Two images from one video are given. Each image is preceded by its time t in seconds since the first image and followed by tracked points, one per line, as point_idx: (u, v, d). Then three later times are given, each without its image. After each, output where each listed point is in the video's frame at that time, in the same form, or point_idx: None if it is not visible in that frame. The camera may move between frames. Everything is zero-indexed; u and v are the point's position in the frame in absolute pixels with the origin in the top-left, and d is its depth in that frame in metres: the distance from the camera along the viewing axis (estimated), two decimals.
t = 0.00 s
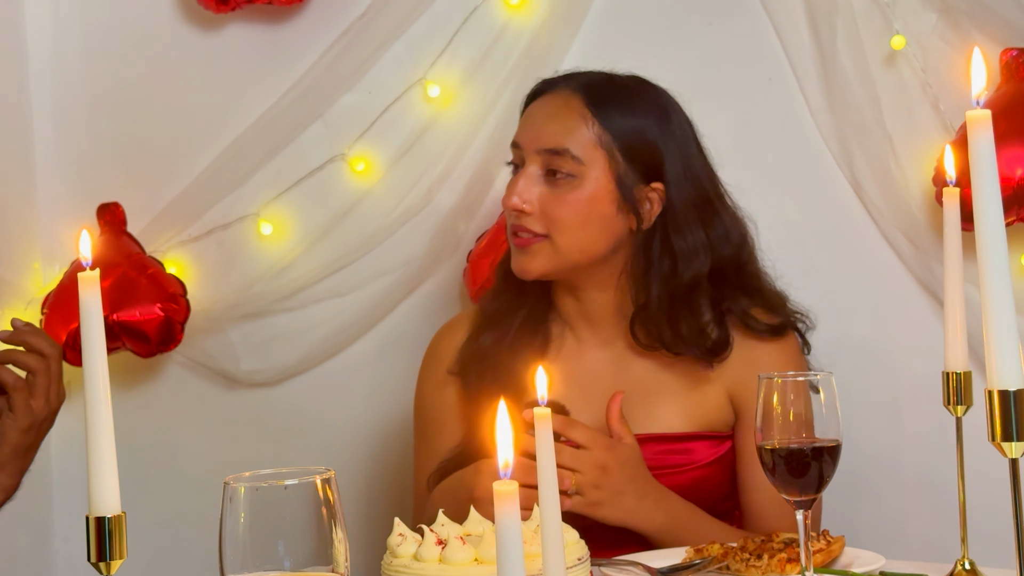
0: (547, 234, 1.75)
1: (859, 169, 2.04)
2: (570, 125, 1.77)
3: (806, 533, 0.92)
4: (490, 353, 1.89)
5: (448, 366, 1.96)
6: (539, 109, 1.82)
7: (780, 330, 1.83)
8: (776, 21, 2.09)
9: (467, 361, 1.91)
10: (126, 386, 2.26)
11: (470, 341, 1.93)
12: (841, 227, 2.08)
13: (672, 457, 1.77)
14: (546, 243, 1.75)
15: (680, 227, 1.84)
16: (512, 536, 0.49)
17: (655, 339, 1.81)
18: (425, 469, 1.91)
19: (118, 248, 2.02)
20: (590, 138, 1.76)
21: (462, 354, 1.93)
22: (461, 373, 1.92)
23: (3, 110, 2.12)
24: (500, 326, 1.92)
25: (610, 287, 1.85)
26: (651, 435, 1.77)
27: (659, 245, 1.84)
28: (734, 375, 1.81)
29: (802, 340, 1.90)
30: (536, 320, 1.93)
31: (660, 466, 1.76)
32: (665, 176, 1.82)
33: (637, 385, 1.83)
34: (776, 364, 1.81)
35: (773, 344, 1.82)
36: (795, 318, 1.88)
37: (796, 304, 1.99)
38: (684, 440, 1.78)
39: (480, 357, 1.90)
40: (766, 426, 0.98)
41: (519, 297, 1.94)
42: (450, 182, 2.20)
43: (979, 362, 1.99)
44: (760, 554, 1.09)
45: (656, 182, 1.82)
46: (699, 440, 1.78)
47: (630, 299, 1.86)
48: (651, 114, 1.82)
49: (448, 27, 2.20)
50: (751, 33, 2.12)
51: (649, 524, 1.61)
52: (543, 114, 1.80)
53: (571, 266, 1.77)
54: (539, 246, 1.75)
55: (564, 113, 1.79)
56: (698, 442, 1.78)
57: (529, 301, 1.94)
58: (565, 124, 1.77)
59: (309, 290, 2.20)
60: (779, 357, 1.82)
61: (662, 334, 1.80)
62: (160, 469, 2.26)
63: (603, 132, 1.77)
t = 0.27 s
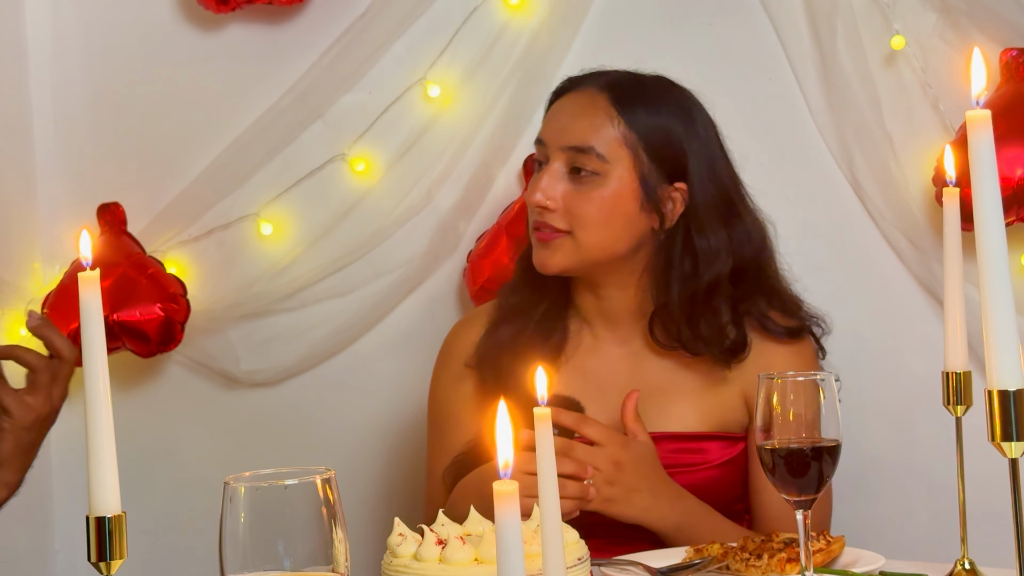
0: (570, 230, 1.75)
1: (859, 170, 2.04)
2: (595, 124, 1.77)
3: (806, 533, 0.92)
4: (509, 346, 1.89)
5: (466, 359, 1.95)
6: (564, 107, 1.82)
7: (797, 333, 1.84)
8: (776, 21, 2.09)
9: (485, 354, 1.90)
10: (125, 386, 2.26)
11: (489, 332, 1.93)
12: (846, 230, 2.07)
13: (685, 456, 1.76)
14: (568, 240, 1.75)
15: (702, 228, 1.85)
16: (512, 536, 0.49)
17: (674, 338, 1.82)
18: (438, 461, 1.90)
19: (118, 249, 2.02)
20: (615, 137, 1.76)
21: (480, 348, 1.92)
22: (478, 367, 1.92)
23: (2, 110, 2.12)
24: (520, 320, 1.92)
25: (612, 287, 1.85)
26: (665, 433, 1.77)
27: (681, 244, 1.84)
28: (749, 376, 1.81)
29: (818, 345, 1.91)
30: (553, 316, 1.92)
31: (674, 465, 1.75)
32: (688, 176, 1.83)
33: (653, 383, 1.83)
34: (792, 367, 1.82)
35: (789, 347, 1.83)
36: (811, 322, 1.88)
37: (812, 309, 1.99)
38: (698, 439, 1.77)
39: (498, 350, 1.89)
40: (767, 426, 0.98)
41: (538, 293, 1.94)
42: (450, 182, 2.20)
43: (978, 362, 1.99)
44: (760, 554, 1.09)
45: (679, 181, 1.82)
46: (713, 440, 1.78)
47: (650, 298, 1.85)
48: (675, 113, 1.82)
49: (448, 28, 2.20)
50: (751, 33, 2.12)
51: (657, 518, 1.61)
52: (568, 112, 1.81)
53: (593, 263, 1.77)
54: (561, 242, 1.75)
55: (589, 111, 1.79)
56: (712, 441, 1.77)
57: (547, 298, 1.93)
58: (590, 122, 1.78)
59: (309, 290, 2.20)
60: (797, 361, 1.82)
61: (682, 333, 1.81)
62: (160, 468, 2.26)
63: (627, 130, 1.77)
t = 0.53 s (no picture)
0: (589, 228, 1.75)
1: (859, 170, 2.03)
2: (617, 123, 1.77)
3: (805, 533, 0.92)
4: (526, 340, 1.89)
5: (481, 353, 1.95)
6: (586, 105, 1.82)
7: (811, 337, 1.83)
8: (776, 20, 2.09)
9: (501, 347, 1.90)
10: (125, 386, 2.25)
11: (507, 325, 1.93)
12: (840, 232, 2.08)
13: (697, 456, 1.75)
14: (587, 237, 1.75)
15: (722, 229, 1.85)
16: (512, 536, 0.49)
17: (691, 338, 1.82)
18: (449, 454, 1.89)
19: (119, 249, 2.03)
20: (637, 136, 1.76)
21: (497, 341, 1.91)
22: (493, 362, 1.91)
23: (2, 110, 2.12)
24: (536, 316, 1.91)
25: (615, 286, 1.85)
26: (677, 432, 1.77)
27: (699, 244, 1.85)
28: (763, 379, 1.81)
29: (831, 350, 1.90)
30: (570, 312, 1.92)
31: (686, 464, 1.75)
32: (708, 177, 1.83)
33: (669, 382, 1.83)
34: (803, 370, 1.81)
35: (802, 351, 1.82)
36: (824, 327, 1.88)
37: (826, 313, 2.00)
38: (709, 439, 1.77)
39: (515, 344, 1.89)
40: (768, 426, 0.98)
41: (555, 290, 1.93)
42: (451, 182, 2.21)
43: (978, 362, 1.99)
44: (760, 554, 1.09)
45: (700, 182, 1.83)
46: (725, 441, 1.77)
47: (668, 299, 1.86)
48: (698, 114, 1.83)
49: (449, 28, 2.20)
50: (751, 33, 2.12)
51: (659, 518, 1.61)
52: (590, 111, 1.81)
53: (611, 261, 1.77)
54: (579, 239, 1.75)
55: (611, 110, 1.79)
56: (724, 442, 1.77)
57: (564, 295, 1.93)
58: (612, 121, 1.78)
59: (310, 289, 2.20)
60: (809, 364, 1.82)
61: (699, 332, 1.81)
62: (160, 469, 2.26)
63: (649, 130, 1.77)
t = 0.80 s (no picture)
0: (593, 229, 1.74)
1: (859, 170, 2.03)
2: (622, 124, 1.77)
3: (805, 533, 0.92)
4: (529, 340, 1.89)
5: (485, 351, 1.94)
6: (592, 106, 1.82)
7: (815, 338, 1.83)
8: (776, 20, 2.09)
9: (506, 346, 1.90)
10: (125, 386, 2.25)
11: (512, 323, 1.93)
12: (834, 231, 2.08)
13: (700, 455, 1.76)
14: (591, 238, 1.75)
15: (727, 231, 1.85)
16: (512, 536, 0.49)
17: (696, 340, 1.82)
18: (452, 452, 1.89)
19: (119, 249, 2.03)
20: (642, 139, 1.76)
21: (502, 339, 1.91)
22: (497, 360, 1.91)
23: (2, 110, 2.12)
24: (541, 315, 1.91)
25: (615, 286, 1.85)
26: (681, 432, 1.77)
27: (704, 246, 1.85)
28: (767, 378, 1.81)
29: (834, 351, 1.91)
30: (575, 312, 1.92)
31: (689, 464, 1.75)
32: (713, 179, 1.83)
33: (673, 381, 1.83)
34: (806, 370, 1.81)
35: (807, 352, 1.83)
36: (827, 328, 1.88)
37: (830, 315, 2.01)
38: (713, 439, 1.77)
39: (519, 343, 1.89)
40: (768, 426, 0.98)
41: (560, 289, 1.93)
42: (451, 182, 2.21)
43: (979, 362, 1.99)
44: (760, 554, 1.09)
45: (705, 185, 1.83)
46: (729, 441, 1.77)
47: (673, 301, 1.86)
48: (703, 116, 1.83)
49: (449, 28, 2.20)
50: (751, 33, 2.12)
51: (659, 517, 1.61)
52: (596, 112, 1.81)
53: (615, 263, 1.76)
54: (583, 240, 1.75)
55: (617, 112, 1.79)
56: (727, 442, 1.77)
57: (570, 295, 1.93)
58: (618, 123, 1.78)
59: (310, 289, 2.20)
60: (811, 364, 1.82)
61: (704, 333, 1.81)
62: (159, 468, 2.26)
63: (654, 132, 1.77)
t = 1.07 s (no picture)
0: (587, 231, 1.75)
1: (859, 171, 2.03)
2: (615, 126, 1.77)
3: (805, 533, 0.92)
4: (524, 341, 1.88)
5: (480, 352, 1.94)
6: (584, 107, 1.82)
7: (810, 337, 1.84)
8: (776, 20, 2.09)
9: (501, 345, 1.89)
10: (125, 386, 2.25)
11: (506, 324, 1.92)
12: (833, 229, 2.08)
13: (696, 454, 1.76)
14: (585, 240, 1.75)
15: (720, 231, 1.86)
16: (512, 535, 0.49)
17: (690, 340, 1.82)
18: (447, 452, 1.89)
19: (119, 249, 2.03)
20: (635, 140, 1.76)
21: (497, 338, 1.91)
22: (492, 361, 1.90)
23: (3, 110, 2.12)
24: (535, 315, 1.91)
25: (610, 287, 1.85)
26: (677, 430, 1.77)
27: (698, 246, 1.85)
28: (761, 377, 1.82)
29: (828, 349, 1.92)
30: (570, 312, 1.92)
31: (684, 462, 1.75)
32: (706, 179, 1.83)
33: (668, 381, 1.83)
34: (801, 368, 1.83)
35: (801, 351, 1.84)
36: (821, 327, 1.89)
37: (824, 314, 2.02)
38: (708, 437, 1.77)
39: (513, 343, 1.88)
40: (767, 426, 0.98)
41: (554, 290, 1.92)
42: (451, 182, 2.21)
43: (978, 362, 1.99)
44: (760, 554, 1.09)
45: (698, 185, 1.83)
46: (725, 438, 1.78)
47: (666, 301, 1.86)
48: (696, 116, 1.83)
49: (448, 28, 2.20)
50: (751, 33, 2.12)
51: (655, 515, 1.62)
52: (588, 113, 1.81)
53: (609, 265, 1.77)
54: (577, 243, 1.75)
55: (609, 113, 1.79)
56: (722, 440, 1.77)
57: (563, 296, 1.92)
58: (610, 124, 1.78)
59: (310, 289, 2.20)
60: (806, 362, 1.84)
61: (698, 334, 1.81)
62: (159, 468, 2.26)
63: (647, 133, 1.77)
